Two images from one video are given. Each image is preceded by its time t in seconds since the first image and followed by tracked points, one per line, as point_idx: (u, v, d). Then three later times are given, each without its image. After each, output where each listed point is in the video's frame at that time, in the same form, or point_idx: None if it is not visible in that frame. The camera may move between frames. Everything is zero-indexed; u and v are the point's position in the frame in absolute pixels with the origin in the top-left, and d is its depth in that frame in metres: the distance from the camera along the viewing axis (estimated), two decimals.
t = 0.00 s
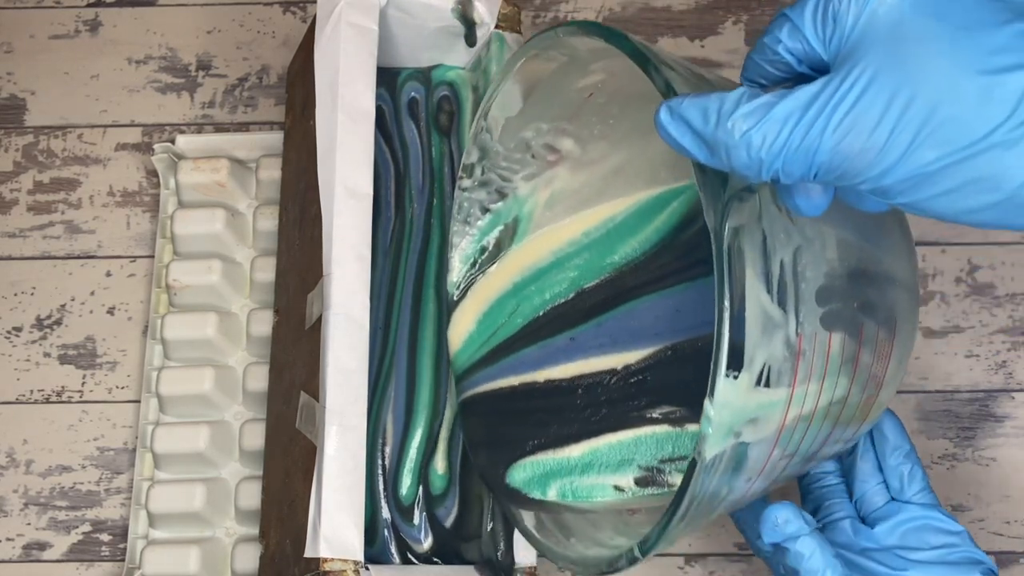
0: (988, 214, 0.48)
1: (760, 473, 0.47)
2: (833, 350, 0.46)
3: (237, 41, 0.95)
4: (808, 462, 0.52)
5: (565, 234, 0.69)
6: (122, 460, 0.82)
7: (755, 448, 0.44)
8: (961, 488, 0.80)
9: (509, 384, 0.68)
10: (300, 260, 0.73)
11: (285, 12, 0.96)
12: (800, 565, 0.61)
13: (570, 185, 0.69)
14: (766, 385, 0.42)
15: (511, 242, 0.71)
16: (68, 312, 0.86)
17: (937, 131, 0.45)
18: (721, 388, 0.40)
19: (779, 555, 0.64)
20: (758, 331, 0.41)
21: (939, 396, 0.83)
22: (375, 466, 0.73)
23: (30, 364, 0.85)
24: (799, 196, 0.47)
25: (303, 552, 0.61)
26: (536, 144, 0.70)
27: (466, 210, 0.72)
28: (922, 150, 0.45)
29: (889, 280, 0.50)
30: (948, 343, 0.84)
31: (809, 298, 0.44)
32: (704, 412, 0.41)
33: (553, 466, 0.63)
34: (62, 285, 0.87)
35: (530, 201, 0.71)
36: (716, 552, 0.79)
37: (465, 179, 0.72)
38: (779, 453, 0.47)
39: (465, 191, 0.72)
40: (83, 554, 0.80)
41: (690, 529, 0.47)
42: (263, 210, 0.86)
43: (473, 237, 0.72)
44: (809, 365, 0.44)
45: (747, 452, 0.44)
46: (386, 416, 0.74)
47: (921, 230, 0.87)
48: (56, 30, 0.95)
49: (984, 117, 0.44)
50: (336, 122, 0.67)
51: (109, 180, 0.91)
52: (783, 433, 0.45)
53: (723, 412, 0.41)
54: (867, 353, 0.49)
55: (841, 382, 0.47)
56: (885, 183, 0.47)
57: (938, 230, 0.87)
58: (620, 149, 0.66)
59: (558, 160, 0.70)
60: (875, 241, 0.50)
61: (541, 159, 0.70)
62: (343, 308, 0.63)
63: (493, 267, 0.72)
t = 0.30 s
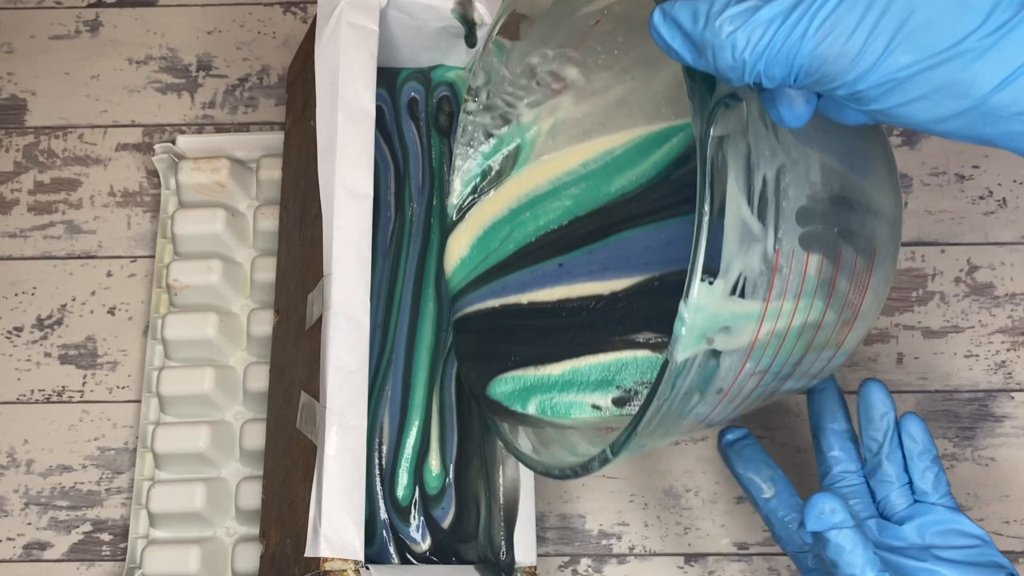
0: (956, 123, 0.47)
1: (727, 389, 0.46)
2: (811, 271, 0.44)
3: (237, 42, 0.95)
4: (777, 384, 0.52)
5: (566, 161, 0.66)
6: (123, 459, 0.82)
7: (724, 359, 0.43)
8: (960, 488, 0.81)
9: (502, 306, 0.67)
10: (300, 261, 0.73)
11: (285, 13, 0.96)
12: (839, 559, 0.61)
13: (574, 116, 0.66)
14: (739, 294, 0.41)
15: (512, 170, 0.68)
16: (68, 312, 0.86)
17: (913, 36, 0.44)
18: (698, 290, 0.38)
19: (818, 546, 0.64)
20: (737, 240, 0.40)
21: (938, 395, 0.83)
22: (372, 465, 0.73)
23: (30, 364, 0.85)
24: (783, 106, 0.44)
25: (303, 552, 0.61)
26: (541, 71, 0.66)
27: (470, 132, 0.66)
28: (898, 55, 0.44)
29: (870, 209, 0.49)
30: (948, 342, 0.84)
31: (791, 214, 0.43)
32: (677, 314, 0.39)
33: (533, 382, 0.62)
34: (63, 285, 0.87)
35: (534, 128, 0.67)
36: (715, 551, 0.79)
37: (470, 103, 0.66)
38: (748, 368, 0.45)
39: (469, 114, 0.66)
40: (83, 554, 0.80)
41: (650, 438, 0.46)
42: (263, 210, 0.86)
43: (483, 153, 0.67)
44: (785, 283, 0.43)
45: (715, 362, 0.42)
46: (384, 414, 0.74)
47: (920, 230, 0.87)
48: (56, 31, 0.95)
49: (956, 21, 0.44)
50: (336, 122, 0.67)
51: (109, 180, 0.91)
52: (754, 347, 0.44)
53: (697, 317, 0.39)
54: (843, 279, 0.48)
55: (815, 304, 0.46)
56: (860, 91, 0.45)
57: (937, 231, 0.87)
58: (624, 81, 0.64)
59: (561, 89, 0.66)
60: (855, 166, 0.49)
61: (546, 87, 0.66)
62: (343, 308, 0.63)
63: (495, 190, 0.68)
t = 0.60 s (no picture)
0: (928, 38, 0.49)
1: (713, 302, 0.48)
2: (795, 191, 0.46)
3: (238, 42, 0.95)
4: (760, 306, 0.53)
5: (567, 87, 0.71)
6: (123, 459, 0.83)
7: (708, 273, 0.45)
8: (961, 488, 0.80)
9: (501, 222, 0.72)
10: (300, 261, 0.73)
11: (285, 13, 0.96)
12: None
13: (579, 39, 0.70)
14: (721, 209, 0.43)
15: (514, 93, 0.73)
16: (68, 311, 0.87)
17: None
18: (679, 203, 0.41)
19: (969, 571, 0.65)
20: (720, 157, 0.42)
21: (938, 395, 0.83)
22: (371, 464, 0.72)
23: (30, 364, 0.85)
24: (769, 24, 0.44)
25: (303, 552, 0.61)
26: None
27: (475, 52, 0.71)
28: None
29: (858, 134, 0.49)
30: (947, 342, 0.84)
31: (779, 136, 0.44)
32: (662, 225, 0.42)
33: (527, 297, 0.67)
34: (63, 285, 0.87)
35: (538, 51, 0.71)
36: (715, 551, 0.79)
37: (476, 22, 0.70)
38: (733, 283, 0.47)
39: (475, 33, 0.70)
40: (83, 554, 0.80)
41: (637, 347, 0.49)
42: (263, 210, 0.87)
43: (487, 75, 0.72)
44: (769, 201, 0.45)
45: (699, 276, 0.45)
46: (382, 413, 0.74)
47: (920, 230, 0.87)
48: (57, 31, 0.95)
49: None
50: (336, 122, 0.67)
51: (109, 181, 0.91)
52: (737, 262, 0.46)
53: (680, 227, 0.42)
54: (832, 203, 0.49)
55: (800, 225, 0.48)
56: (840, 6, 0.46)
57: (937, 230, 0.87)
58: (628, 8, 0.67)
59: (567, 12, 0.70)
60: (848, 90, 0.49)
61: (552, 8, 0.70)
62: (343, 308, 0.64)
63: (497, 112, 0.73)
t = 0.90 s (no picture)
0: None
1: (705, 225, 0.52)
2: (788, 119, 0.49)
3: (238, 42, 0.95)
4: (755, 234, 0.57)
5: (577, 22, 0.70)
6: (123, 459, 0.83)
7: (699, 193, 0.49)
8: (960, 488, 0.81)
9: (502, 154, 0.72)
10: (300, 261, 0.73)
11: (285, 13, 0.96)
12: None
13: None
14: (712, 131, 0.47)
15: (529, 25, 0.73)
16: (68, 311, 0.87)
17: None
18: (671, 122, 0.46)
19: None
20: (713, 79, 0.46)
21: (938, 395, 0.83)
22: (370, 463, 0.72)
23: (31, 364, 0.85)
24: None
25: (303, 552, 0.61)
26: None
27: None
28: None
29: (854, 67, 0.51)
30: (947, 342, 0.84)
31: (775, 62, 0.48)
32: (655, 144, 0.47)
33: (527, 226, 0.68)
34: (63, 285, 0.87)
35: None
36: (715, 551, 0.80)
37: None
38: (725, 207, 0.51)
39: None
40: (83, 554, 0.80)
41: (633, 264, 0.54)
42: (263, 210, 0.87)
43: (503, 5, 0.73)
44: (762, 127, 0.48)
45: (690, 196, 0.49)
46: (382, 411, 0.74)
47: (919, 230, 0.87)
48: (57, 31, 0.95)
49: None
50: (336, 122, 0.67)
51: (110, 181, 0.91)
52: (729, 186, 0.50)
53: (671, 146, 0.47)
54: (825, 134, 0.51)
55: (793, 154, 0.51)
56: None
57: (937, 230, 0.87)
58: None
59: None
60: (849, 25, 0.51)
61: None
62: (343, 308, 0.64)
63: (510, 45, 0.73)
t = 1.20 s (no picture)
0: None
1: (685, 162, 0.55)
2: (768, 61, 0.52)
3: (238, 42, 0.95)
4: (735, 176, 0.61)
5: None
6: (123, 459, 0.83)
7: (679, 130, 0.53)
8: (960, 488, 0.81)
9: (497, 98, 0.73)
10: (300, 262, 0.73)
11: (285, 13, 0.96)
12: None
13: None
14: (692, 68, 0.51)
15: None
16: (68, 311, 0.87)
17: None
18: (651, 56, 0.50)
19: None
20: (694, 17, 0.50)
21: (938, 395, 0.83)
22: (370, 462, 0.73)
23: (31, 364, 0.85)
24: None
25: (303, 552, 0.61)
26: None
27: None
28: None
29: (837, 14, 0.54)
30: (948, 342, 0.84)
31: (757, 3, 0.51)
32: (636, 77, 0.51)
33: (516, 163, 0.70)
34: (63, 284, 0.87)
35: None
36: (715, 550, 0.80)
37: None
38: (705, 145, 0.55)
39: None
40: (84, 554, 0.80)
41: (614, 199, 0.57)
42: (263, 210, 0.87)
43: None
44: (741, 68, 0.52)
45: (670, 131, 0.53)
46: (382, 410, 0.74)
47: (919, 230, 0.88)
48: (57, 31, 0.95)
49: None
50: (337, 122, 0.67)
51: (110, 181, 0.91)
52: (708, 124, 0.53)
53: (650, 79, 0.50)
54: (804, 78, 0.55)
55: (771, 96, 0.54)
56: None
57: (937, 230, 0.87)
58: None
59: None
60: None
61: None
62: (343, 308, 0.64)
63: None
